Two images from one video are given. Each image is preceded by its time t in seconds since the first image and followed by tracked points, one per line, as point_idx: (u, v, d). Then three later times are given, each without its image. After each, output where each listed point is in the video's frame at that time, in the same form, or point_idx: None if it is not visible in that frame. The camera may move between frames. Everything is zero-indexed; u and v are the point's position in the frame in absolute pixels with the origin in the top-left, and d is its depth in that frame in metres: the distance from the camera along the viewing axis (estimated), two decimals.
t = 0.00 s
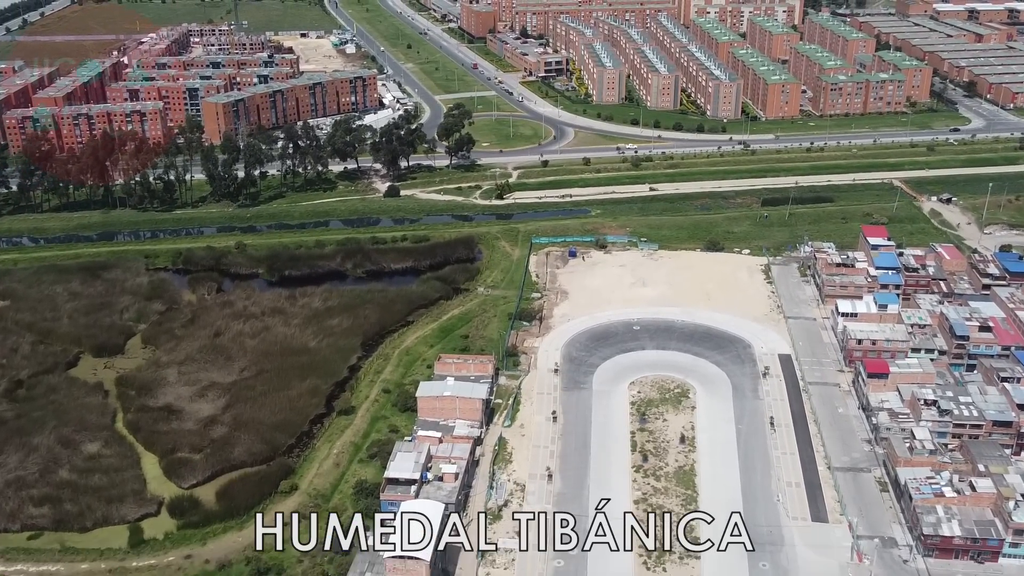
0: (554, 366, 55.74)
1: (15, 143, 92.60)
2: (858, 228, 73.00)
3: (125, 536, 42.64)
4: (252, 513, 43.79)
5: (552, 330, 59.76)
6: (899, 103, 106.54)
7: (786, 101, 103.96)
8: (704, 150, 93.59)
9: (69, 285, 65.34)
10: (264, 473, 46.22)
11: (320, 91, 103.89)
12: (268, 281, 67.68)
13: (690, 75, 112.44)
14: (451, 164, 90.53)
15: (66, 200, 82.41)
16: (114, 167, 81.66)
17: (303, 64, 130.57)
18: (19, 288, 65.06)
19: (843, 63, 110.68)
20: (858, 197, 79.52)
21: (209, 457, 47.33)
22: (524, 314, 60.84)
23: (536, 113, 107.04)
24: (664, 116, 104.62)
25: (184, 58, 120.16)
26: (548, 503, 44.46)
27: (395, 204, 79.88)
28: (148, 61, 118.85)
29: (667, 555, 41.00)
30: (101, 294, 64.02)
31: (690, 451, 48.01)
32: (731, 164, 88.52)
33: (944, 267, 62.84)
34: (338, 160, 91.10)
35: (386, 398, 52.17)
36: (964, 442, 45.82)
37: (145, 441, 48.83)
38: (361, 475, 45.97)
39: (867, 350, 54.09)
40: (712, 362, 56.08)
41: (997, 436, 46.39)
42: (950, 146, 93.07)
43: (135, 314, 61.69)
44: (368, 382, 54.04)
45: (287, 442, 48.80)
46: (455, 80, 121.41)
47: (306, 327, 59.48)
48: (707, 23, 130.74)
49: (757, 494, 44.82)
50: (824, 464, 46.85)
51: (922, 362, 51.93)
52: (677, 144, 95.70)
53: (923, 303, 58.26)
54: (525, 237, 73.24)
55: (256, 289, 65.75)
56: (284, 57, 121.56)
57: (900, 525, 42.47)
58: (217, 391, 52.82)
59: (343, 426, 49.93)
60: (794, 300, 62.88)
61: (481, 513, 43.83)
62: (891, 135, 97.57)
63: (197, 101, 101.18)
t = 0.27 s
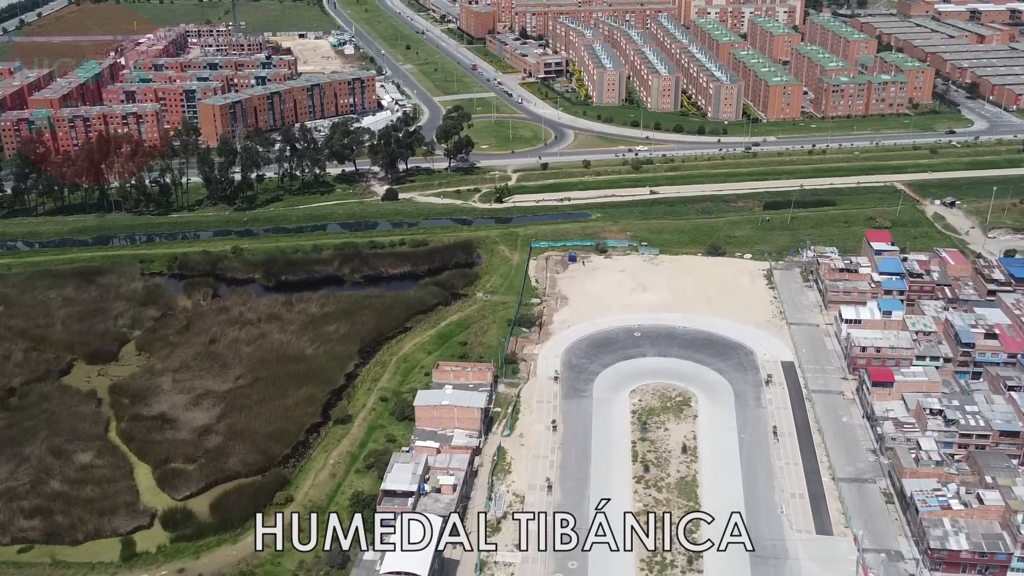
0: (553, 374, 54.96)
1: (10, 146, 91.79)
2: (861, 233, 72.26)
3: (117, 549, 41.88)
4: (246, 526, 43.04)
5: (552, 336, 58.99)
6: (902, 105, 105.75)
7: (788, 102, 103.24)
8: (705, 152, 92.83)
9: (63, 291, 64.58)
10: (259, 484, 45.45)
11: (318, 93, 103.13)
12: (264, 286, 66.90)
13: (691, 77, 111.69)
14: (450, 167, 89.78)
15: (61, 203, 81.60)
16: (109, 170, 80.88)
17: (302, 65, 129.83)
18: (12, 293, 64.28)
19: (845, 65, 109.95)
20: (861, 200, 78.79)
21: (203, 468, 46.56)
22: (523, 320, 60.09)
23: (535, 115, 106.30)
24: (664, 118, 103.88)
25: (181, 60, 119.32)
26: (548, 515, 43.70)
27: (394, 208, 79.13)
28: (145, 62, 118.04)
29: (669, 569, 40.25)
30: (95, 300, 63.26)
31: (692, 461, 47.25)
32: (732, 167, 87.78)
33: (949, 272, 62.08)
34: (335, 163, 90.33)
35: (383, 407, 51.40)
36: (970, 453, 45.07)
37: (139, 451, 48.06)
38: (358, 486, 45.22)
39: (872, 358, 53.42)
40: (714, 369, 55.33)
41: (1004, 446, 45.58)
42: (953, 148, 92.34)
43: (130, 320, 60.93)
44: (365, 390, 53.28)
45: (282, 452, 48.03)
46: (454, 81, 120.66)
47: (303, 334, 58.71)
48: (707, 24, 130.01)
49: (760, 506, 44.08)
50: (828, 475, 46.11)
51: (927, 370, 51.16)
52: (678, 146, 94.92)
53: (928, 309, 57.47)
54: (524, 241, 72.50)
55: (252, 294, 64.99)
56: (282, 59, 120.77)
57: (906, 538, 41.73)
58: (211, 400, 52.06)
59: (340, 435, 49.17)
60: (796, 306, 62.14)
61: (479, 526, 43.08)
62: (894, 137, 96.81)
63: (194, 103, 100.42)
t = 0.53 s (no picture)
0: (553, 382, 54.17)
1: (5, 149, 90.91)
2: (865, 237, 71.51)
3: (109, 563, 41.09)
4: (241, 539, 42.27)
5: (552, 343, 58.20)
6: (905, 107, 104.82)
7: (790, 105, 102.47)
8: (706, 155, 92.05)
9: (57, 297, 63.80)
10: (254, 496, 44.68)
11: (316, 95, 102.33)
12: (261, 292, 66.10)
13: (692, 79, 110.93)
14: (449, 170, 89.00)
15: (56, 207, 80.81)
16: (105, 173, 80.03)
17: (300, 66, 129.02)
18: (5, 299, 63.49)
19: (847, 66, 109.17)
20: (864, 204, 78.02)
21: (197, 479, 45.75)
22: (523, 327, 59.29)
23: (535, 117, 105.53)
24: (665, 121, 103.13)
25: (179, 61, 118.53)
26: (548, 527, 42.91)
27: (392, 212, 78.35)
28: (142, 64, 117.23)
29: None
30: (89, 306, 62.48)
31: (694, 472, 46.48)
32: (734, 170, 87.00)
33: (954, 278, 61.27)
34: (333, 166, 89.53)
35: (381, 417, 50.60)
36: (978, 465, 44.23)
37: (132, 462, 47.28)
38: (354, 498, 44.43)
39: (876, 366, 52.59)
40: (716, 377, 54.54)
41: (1012, 457, 44.68)
42: (956, 151, 91.55)
43: (124, 327, 60.16)
44: (362, 399, 52.49)
45: (278, 463, 47.25)
46: (453, 83, 119.89)
47: (299, 341, 57.92)
48: (708, 25, 129.28)
49: (764, 519, 43.31)
50: (833, 486, 45.34)
51: (932, 379, 50.37)
52: (678, 149, 94.14)
53: (933, 317, 56.64)
54: (524, 245, 71.73)
55: (249, 300, 64.20)
56: (280, 60, 119.93)
57: (913, 551, 40.96)
58: (206, 409, 51.28)
59: (337, 445, 48.39)
60: (800, 312, 61.36)
61: (478, 539, 42.29)
62: (896, 140, 96.04)
63: (191, 105, 99.61)
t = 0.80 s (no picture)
0: (553, 392, 53.31)
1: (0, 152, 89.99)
2: (868, 243, 70.70)
3: None
4: (235, 555, 41.45)
5: (552, 352, 57.35)
6: (907, 110, 103.86)
7: (791, 108, 101.64)
8: (708, 159, 91.23)
9: (50, 303, 62.93)
10: (248, 510, 43.84)
11: (314, 98, 101.50)
12: (257, 298, 65.23)
13: (692, 81, 110.13)
14: (448, 174, 88.16)
15: (50, 212, 79.85)
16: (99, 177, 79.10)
17: (298, 68, 128.21)
18: None
19: (849, 69, 108.35)
20: (867, 209, 77.20)
21: (190, 492, 44.89)
22: (522, 335, 58.43)
23: (535, 120, 104.70)
24: (666, 124, 102.31)
25: (175, 63, 117.67)
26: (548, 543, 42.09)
27: (390, 217, 77.50)
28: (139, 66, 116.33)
29: None
30: (83, 313, 61.62)
31: (697, 485, 45.63)
32: (736, 174, 86.17)
33: (959, 284, 60.46)
34: (331, 170, 88.70)
35: (378, 427, 49.76)
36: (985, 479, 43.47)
37: (124, 475, 46.42)
38: (351, 512, 43.60)
39: (881, 375, 51.75)
40: (719, 387, 53.69)
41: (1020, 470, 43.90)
42: (960, 155, 90.74)
43: (118, 335, 59.30)
44: (359, 409, 51.64)
45: (273, 475, 46.40)
46: (452, 85, 119.07)
47: (295, 349, 57.06)
48: (709, 27, 128.45)
49: (768, 533, 42.48)
50: (838, 500, 44.51)
51: (939, 389, 49.54)
52: (680, 152, 93.33)
53: (939, 325, 55.84)
54: (524, 251, 70.89)
55: (244, 307, 63.33)
56: (278, 62, 119.02)
57: (919, 568, 40.16)
58: (200, 420, 50.43)
59: (333, 457, 47.56)
60: (803, 319, 60.52)
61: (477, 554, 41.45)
62: (899, 144, 95.23)
63: (188, 108, 98.76)
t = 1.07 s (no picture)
0: (553, 403, 52.59)
1: None
2: (871, 249, 69.97)
3: None
4: (228, 571, 40.70)
5: (552, 361, 56.60)
6: (910, 113, 103.11)
7: (793, 111, 100.89)
8: (709, 162, 90.47)
9: (44, 311, 62.18)
10: (243, 525, 43.09)
11: (312, 100, 100.79)
12: (253, 305, 64.46)
13: (693, 84, 109.38)
14: (446, 178, 87.40)
15: (46, 217, 79.05)
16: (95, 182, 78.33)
17: (296, 70, 127.38)
18: None
19: (851, 72, 107.58)
20: (870, 214, 76.46)
21: (184, 506, 44.14)
22: (522, 343, 57.69)
23: (535, 123, 103.95)
24: (666, 127, 101.54)
25: (173, 65, 116.92)
26: (547, 558, 41.38)
27: (388, 222, 76.73)
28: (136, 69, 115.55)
29: None
30: (77, 321, 60.88)
31: (699, 499, 44.89)
32: (737, 178, 85.40)
33: (964, 292, 59.73)
34: (329, 174, 87.96)
35: (375, 439, 49.02)
36: (993, 493, 42.74)
37: (117, 488, 45.66)
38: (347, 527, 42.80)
39: (886, 386, 51.06)
40: (721, 397, 52.95)
41: None
42: (963, 159, 89.97)
43: (113, 343, 58.56)
44: (356, 420, 50.90)
45: (268, 488, 45.67)
46: (452, 88, 118.30)
47: (292, 359, 56.31)
48: (709, 29, 127.69)
49: (772, 548, 41.76)
50: (843, 513, 43.81)
51: (945, 400, 48.82)
52: (681, 156, 92.59)
53: (944, 334, 55.15)
54: (523, 257, 70.15)
55: (240, 315, 62.56)
56: (276, 64, 118.21)
57: None
58: (195, 431, 49.68)
59: (329, 470, 46.80)
60: (806, 328, 59.78)
61: (475, 570, 40.71)
62: (902, 147, 94.51)
63: (185, 111, 98.04)
